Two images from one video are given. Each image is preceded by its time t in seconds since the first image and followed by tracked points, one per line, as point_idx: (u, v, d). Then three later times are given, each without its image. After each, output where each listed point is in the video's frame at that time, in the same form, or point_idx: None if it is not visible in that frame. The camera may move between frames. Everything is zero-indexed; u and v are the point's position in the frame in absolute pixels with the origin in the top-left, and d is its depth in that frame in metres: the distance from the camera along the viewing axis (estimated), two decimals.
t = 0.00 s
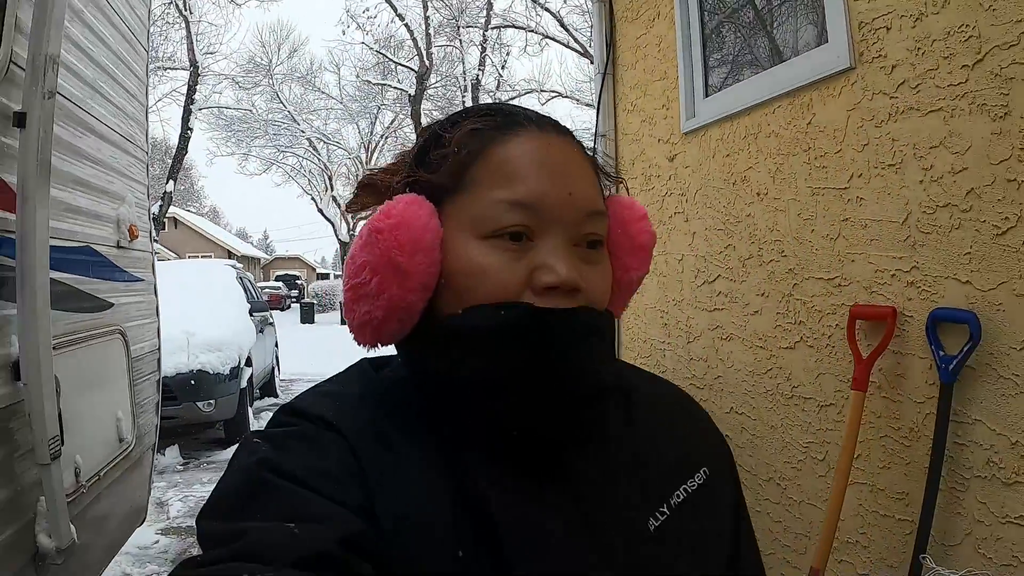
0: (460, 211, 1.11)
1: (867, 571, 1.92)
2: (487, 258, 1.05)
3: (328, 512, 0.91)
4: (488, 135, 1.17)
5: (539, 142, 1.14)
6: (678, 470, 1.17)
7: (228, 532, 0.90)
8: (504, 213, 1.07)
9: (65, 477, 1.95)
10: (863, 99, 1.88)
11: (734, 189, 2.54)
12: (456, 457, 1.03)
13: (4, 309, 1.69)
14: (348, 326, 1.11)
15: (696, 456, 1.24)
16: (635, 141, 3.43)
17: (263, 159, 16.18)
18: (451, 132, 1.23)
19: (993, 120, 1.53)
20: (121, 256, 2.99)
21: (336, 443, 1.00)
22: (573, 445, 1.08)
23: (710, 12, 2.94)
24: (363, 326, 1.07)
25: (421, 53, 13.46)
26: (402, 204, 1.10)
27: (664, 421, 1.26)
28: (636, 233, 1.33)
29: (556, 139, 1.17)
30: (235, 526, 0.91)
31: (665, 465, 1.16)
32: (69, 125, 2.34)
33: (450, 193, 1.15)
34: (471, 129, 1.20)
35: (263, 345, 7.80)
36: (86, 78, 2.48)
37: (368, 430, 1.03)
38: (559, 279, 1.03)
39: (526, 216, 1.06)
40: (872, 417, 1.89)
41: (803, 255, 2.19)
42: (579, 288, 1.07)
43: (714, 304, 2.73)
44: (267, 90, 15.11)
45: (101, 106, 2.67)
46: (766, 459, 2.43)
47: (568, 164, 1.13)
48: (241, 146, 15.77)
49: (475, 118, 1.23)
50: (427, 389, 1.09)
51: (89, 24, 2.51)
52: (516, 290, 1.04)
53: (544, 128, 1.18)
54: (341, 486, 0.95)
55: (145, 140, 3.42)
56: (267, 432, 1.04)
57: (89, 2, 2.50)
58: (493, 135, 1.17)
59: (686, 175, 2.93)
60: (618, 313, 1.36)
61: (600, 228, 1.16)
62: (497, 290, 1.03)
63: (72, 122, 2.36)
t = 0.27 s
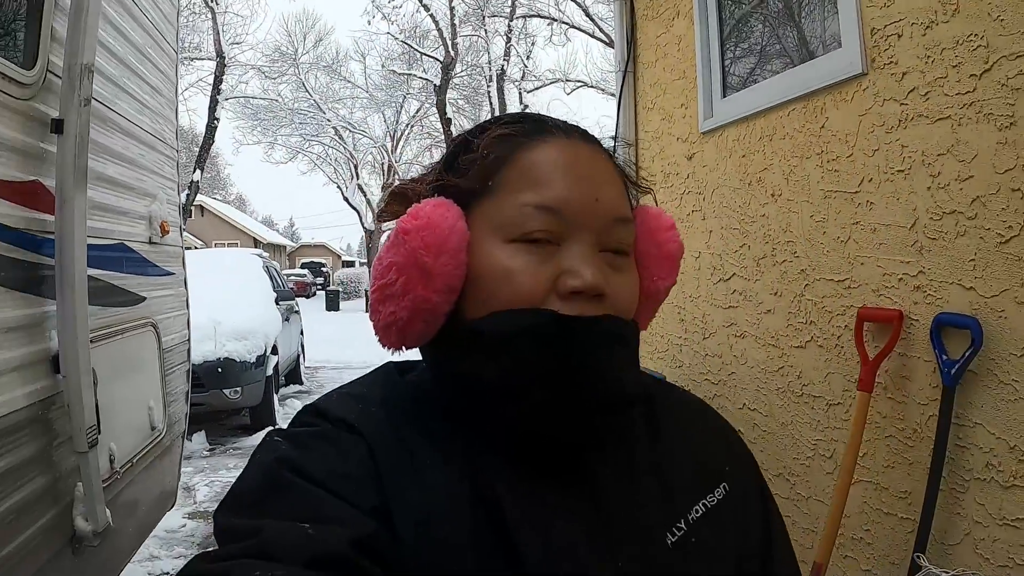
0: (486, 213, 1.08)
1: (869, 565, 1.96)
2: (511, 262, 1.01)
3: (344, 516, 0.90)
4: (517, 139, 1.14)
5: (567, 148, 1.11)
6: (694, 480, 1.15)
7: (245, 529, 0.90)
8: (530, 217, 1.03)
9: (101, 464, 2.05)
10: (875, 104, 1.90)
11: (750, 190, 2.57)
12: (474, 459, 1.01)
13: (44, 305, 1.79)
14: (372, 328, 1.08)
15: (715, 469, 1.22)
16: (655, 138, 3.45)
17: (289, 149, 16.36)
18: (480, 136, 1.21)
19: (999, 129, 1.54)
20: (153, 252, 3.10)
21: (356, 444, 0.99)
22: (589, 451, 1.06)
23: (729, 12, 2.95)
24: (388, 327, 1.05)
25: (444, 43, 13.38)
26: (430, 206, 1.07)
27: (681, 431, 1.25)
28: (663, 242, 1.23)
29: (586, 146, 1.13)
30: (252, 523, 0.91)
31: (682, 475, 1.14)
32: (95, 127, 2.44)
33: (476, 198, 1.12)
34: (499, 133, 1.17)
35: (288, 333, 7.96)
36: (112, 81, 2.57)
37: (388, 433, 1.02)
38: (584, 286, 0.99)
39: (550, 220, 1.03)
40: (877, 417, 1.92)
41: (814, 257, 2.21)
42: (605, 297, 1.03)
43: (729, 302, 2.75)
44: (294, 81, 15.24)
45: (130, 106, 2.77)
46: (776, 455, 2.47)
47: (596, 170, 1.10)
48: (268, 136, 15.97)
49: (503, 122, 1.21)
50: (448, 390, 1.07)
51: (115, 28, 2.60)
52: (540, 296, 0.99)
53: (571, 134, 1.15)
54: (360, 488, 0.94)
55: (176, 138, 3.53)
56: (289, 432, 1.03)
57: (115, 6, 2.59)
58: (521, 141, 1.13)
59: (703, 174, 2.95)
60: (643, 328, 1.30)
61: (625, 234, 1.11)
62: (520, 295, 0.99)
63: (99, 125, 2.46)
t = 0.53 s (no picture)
0: (498, 223, 1.09)
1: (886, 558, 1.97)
2: (522, 274, 1.02)
3: (337, 526, 0.91)
4: (531, 151, 1.15)
5: (581, 160, 1.12)
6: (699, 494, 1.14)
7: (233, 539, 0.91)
8: (542, 228, 1.04)
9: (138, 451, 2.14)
10: (898, 101, 1.89)
11: (774, 183, 2.56)
12: (471, 468, 1.03)
13: (83, 298, 1.87)
14: (378, 334, 1.11)
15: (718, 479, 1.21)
16: (681, 129, 3.44)
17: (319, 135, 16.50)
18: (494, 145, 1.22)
19: (1020, 128, 1.53)
20: (187, 242, 3.20)
21: (349, 454, 1.01)
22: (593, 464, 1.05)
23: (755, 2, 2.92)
24: (393, 334, 1.08)
25: (471, 29, 13.30)
26: (440, 214, 1.09)
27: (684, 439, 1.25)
28: (674, 256, 1.25)
29: (599, 159, 1.14)
30: (243, 534, 0.91)
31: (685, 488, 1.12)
32: (128, 123, 2.51)
33: (487, 207, 1.13)
34: (514, 144, 1.18)
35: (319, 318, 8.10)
36: (144, 76, 2.64)
37: (380, 440, 1.04)
38: (594, 299, 1.00)
39: (564, 232, 1.03)
40: (896, 411, 1.92)
41: (837, 251, 2.20)
42: (614, 311, 1.03)
43: (753, 293, 2.75)
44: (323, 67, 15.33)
45: (161, 101, 2.84)
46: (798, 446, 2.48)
47: (609, 183, 1.10)
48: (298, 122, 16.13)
49: (518, 133, 1.22)
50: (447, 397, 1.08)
51: (143, 25, 2.66)
52: (550, 307, 1.00)
53: (586, 147, 1.16)
54: (350, 498, 0.95)
55: (208, 130, 3.62)
56: (280, 444, 1.05)
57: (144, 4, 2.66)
58: (535, 152, 1.15)
59: (728, 166, 2.94)
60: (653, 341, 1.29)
61: (638, 248, 1.11)
62: (530, 308, 1.00)
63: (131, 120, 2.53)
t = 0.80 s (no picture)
0: (517, 212, 1.09)
1: (910, 545, 1.97)
2: (541, 261, 1.03)
3: (352, 531, 0.94)
4: (550, 138, 1.15)
5: (601, 147, 1.12)
6: (715, 486, 1.13)
7: (247, 543, 0.92)
8: (562, 217, 1.04)
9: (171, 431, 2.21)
10: (930, 85, 1.85)
11: (804, 167, 2.52)
12: (488, 466, 1.07)
13: (117, 281, 1.93)
14: (395, 323, 1.12)
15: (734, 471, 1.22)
16: (711, 111, 3.40)
17: (347, 117, 16.57)
18: (514, 134, 1.22)
19: None
20: (218, 226, 3.26)
21: (367, 456, 1.04)
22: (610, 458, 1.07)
23: None
24: (411, 323, 1.08)
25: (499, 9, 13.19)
26: (458, 202, 1.10)
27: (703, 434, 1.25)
28: (698, 246, 1.25)
29: (620, 146, 1.14)
30: (256, 538, 0.92)
31: (701, 480, 1.12)
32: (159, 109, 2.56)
33: (506, 195, 1.14)
34: (533, 132, 1.19)
35: (348, 299, 8.20)
36: (173, 63, 2.68)
37: (399, 442, 1.07)
38: (616, 287, 1.00)
39: (584, 220, 1.04)
40: (923, 398, 1.91)
41: (867, 235, 2.16)
42: (636, 299, 1.03)
43: (782, 277, 2.73)
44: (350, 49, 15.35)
45: (192, 87, 2.89)
46: (825, 431, 2.46)
47: (630, 171, 1.10)
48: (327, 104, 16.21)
49: (537, 121, 1.22)
50: (466, 392, 1.12)
51: (172, 11, 2.70)
52: (570, 297, 1.00)
53: (606, 134, 1.16)
54: (367, 501, 0.99)
55: (237, 115, 3.66)
56: (296, 445, 1.06)
57: None
58: (556, 139, 1.15)
59: (759, 149, 2.90)
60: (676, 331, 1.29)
61: (659, 237, 1.11)
62: (549, 295, 1.01)
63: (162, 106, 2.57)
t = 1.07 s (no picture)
0: (544, 207, 1.11)
1: (930, 538, 1.97)
2: (569, 255, 1.05)
3: (396, 513, 0.98)
4: (574, 130, 1.16)
5: (625, 137, 1.12)
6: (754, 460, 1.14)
7: (294, 526, 0.98)
8: (588, 210, 1.06)
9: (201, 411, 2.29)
10: (960, 76, 1.83)
11: (833, 156, 2.49)
12: (526, 454, 1.08)
13: (148, 262, 1.99)
14: (428, 321, 1.15)
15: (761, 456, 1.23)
16: (740, 98, 3.36)
17: (375, 100, 16.62)
18: (536, 127, 1.23)
19: None
20: (248, 209, 3.32)
21: (408, 441, 1.07)
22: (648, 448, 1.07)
23: None
24: (444, 321, 1.11)
25: None
26: (484, 201, 1.12)
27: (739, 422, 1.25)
28: (725, 231, 1.25)
29: (643, 134, 1.15)
30: (301, 522, 0.98)
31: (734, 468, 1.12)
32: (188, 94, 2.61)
33: (532, 190, 1.15)
34: (556, 124, 1.20)
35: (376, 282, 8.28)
36: (202, 49, 2.72)
37: (439, 425, 1.10)
38: (644, 278, 1.02)
39: (610, 213, 1.05)
40: (948, 391, 1.89)
41: (895, 226, 2.14)
42: (665, 289, 1.05)
43: (809, 266, 2.70)
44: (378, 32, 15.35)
45: (221, 73, 2.94)
46: (849, 422, 2.45)
47: (654, 159, 1.11)
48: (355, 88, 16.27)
49: (559, 112, 1.23)
50: (504, 387, 1.12)
51: None
52: (600, 290, 1.03)
53: (629, 123, 1.16)
54: (411, 486, 1.02)
55: (267, 99, 3.71)
56: (338, 429, 1.12)
57: None
58: (579, 131, 1.16)
59: (788, 137, 2.87)
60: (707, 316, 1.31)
61: (686, 225, 1.13)
62: (578, 289, 1.03)
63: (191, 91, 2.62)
